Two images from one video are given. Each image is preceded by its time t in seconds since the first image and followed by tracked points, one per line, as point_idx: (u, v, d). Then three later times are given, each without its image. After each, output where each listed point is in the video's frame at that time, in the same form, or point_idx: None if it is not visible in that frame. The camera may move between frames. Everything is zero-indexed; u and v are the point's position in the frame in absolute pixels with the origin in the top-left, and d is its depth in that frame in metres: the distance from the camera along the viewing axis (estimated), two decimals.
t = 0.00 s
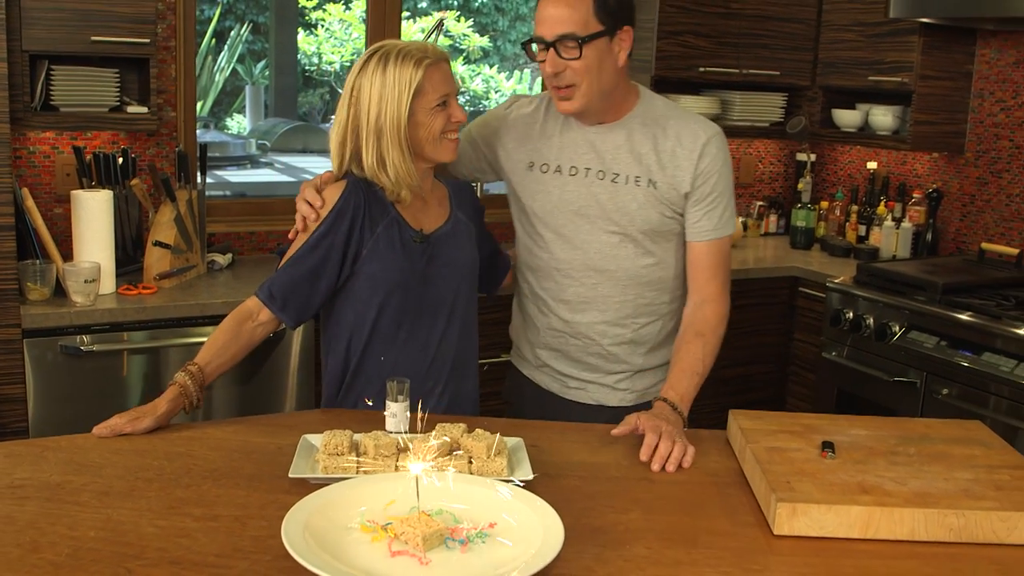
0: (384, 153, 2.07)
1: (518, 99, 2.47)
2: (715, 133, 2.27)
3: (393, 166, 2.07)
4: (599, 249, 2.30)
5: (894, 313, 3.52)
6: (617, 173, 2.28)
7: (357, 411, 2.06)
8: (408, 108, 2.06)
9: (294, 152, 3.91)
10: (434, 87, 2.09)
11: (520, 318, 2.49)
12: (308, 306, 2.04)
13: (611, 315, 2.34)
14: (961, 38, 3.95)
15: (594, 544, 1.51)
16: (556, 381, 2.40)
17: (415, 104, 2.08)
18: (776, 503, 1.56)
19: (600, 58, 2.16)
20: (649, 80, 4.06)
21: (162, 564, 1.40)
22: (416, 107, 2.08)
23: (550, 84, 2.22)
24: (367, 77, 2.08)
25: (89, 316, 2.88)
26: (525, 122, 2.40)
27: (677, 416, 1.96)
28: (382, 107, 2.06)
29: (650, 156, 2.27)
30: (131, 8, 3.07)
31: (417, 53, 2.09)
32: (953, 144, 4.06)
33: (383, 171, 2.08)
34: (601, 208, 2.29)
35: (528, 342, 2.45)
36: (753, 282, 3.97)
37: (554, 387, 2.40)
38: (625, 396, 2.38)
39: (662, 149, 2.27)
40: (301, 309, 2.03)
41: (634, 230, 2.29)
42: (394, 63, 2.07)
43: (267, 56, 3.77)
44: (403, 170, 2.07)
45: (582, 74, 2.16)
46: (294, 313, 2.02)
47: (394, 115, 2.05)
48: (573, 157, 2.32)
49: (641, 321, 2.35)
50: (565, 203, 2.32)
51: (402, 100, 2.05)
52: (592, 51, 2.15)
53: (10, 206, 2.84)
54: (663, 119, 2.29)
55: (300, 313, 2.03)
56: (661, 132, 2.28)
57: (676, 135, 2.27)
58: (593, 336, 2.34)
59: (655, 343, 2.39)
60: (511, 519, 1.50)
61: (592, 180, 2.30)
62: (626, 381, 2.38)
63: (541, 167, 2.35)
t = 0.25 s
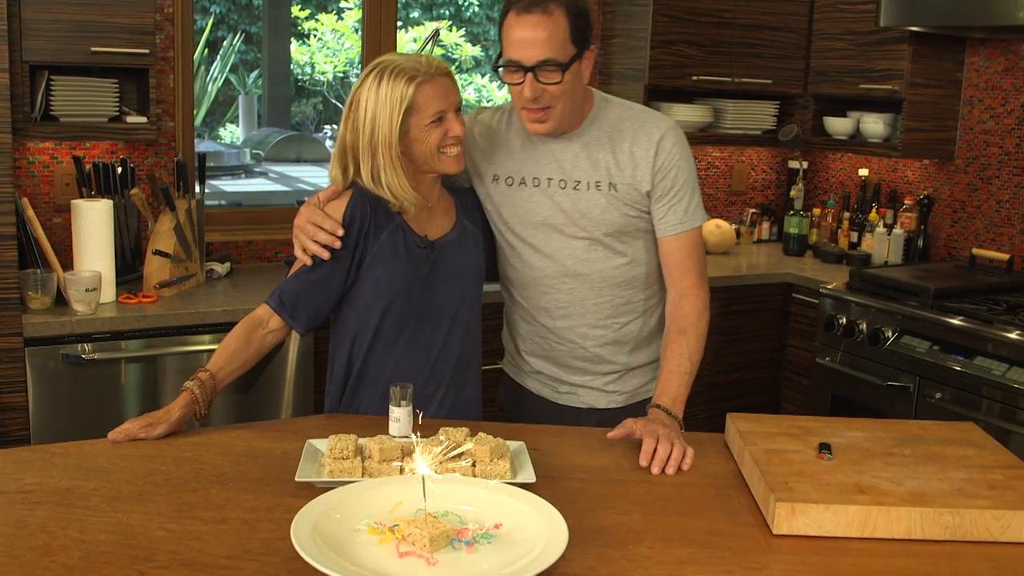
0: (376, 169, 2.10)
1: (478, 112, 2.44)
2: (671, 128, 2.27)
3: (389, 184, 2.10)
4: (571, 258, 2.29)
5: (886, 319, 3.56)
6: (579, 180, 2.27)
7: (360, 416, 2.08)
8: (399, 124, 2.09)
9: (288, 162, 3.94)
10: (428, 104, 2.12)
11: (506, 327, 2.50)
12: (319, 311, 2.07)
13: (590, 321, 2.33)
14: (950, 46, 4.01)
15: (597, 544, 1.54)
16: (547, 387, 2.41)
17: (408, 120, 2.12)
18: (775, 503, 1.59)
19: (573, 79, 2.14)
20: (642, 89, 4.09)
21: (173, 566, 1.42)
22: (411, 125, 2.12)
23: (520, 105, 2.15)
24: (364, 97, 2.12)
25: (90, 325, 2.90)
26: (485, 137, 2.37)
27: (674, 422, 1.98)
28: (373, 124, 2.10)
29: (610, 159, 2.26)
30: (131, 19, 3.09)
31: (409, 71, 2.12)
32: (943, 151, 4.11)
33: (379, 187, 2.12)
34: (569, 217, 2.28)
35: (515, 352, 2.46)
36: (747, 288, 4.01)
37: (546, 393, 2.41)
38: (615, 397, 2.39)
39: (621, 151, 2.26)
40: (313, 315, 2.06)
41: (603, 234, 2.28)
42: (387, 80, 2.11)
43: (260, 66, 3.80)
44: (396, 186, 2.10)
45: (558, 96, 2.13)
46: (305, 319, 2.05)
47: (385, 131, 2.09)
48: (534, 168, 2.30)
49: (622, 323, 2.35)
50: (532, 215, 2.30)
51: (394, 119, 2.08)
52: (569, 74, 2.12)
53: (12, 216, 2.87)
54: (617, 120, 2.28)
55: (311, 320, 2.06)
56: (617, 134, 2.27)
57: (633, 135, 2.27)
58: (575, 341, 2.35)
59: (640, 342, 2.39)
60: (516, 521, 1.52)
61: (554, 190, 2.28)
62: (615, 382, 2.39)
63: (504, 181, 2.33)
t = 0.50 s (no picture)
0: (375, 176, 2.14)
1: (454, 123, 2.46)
2: (638, 130, 2.29)
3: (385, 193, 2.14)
4: (549, 266, 2.32)
5: (880, 324, 3.60)
6: (552, 189, 2.29)
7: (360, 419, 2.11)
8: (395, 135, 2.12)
9: (284, 170, 3.96)
10: (423, 115, 2.13)
11: (495, 333, 2.53)
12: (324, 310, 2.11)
13: (572, 326, 2.36)
14: (942, 55, 4.05)
15: (596, 542, 1.56)
16: (536, 391, 2.45)
17: (404, 130, 2.14)
18: (771, 503, 1.62)
19: (541, 87, 2.15)
20: (637, 97, 4.13)
21: (180, 564, 1.44)
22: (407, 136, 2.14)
23: (492, 114, 2.16)
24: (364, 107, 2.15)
25: (91, 331, 2.93)
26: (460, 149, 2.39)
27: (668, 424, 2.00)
28: (370, 133, 2.13)
29: (581, 167, 2.28)
30: (132, 27, 3.12)
31: (406, 83, 2.13)
32: (936, 159, 4.15)
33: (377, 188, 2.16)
34: (544, 227, 2.30)
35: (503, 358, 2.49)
36: (742, 294, 4.05)
37: (536, 398, 2.45)
38: (604, 399, 2.43)
39: (592, 157, 2.28)
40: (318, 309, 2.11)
41: (580, 241, 2.30)
42: (387, 89, 2.13)
43: (256, 75, 3.83)
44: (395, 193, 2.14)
45: (529, 103, 2.14)
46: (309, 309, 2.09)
47: (381, 140, 2.11)
48: (508, 179, 2.32)
49: (605, 326, 2.38)
50: (509, 225, 2.32)
51: (388, 131, 2.11)
52: (537, 80, 2.13)
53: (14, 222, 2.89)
54: (587, 127, 2.30)
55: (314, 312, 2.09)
56: (588, 141, 2.29)
57: (603, 140, 2.28)
58: (560, 346, 2.38)
59: (626, 344, 2.42)
60: (516, 520, 1.55)
61: (528, 200, 2.30)
62: (602, 384, 2.42)
63: (480, 194, 2.34)
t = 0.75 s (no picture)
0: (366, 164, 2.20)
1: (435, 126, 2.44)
2: (621, 131, 2.28)
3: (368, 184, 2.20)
4: (540, 269, 2.33)
5: (879, 323, 3.62)
6: (539, 194, 2.28)
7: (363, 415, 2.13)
8: (383, 128, 2.17)
9: (285, 171, 3.98)
10: (413, 115, 2.16)
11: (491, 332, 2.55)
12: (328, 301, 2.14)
13: (566, 325, 2.38)
14: (940, 56, 4.08)
15: (598, 534, 1.58)
16: (536, 388, 2.48)
17: (394, 126, 2.18)
18: (770, 496, 1.64)
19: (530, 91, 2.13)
20: (637, 98, 4.15)
21: (188, 555, 1.47)
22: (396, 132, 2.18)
23: (482, 120, 2.12)
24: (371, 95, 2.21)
25: (96, 329, 2.95)
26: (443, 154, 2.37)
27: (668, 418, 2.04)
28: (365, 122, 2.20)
29: (567, 171, 2.27)
30: (136, 28, 3.15)
31: (405, 81, 2.16)
32: (934, 159, 4.18)
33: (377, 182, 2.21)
34: (532, 231, 2.30)
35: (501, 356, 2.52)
36: (742, 293, 4.07)
37: (535, 395, 2.48)
38: (603, 394, 2.46)
39: (577, 160, 2.27)
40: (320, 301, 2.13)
41: (569, 244, 2.31)
42: (386, 85, 2.17)
43: (257, 76, 3.85)
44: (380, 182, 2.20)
45: (520, 107, 2.11)
46: (316, 302, 2.12)
47: (371, 131, 2.18)
48: (493, 184, 2.31)
49: (599, 324, 2.40)
50: (497, 230, 2.32)
51: (377, 124, 2.16)
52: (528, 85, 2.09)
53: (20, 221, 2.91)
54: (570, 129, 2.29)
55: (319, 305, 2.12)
56: (571, 143, 2.28)
57: (587, 142, 2.27)
58: (556, 345, 2.40)
59: (621, 339, 2.45)
60: (519, 513, 1.57)
61: (515, 205, 2.29)
62: (600, 380, 2.45)
63: (466, 199, 2.33)
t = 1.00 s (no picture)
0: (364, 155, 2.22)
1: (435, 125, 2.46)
2: (614, 129, 2.30)
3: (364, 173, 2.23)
4: (539, 267, 2.35)
5: (875, 322, 3.64)
6: (537, 194, 2.30)
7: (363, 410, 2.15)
8: (384, 124, 2.18)
9: (284, 169, 4.00)
10: (417, 115, 2.16)
11: (491, 329, 2.57)
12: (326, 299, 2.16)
13: (565, 321, 2.40)
14: (937, 57, 4.10)
15: (595, 526, 1.61)
16: (537, 383, 2.49)
17: (396, 122, 2.19)
18: (766, 489, 1.66)
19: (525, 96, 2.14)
20: (636, 98, 4.17)
21: (192, 545, 1.49)
22: (397, 128, 2.19)
23: (479, 127, 2.13)
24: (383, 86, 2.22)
25: (97, 325, 2.97)
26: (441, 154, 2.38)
27: (666, 413, 2.06)
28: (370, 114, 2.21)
29: (564, 170, 2.29)
30: (138, 26, 3.16)
31: (416, 80, 2.17)
32: (931, 160, 4.20)
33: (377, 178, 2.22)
34: (531, 230, 2.32)
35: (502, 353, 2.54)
36: (739, 292, 4.09)
37: (537, 390, 2.50)
38: (603, 387, 2.48)
39: (573, 159, 2.28)
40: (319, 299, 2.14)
41: (568, 241, 2.33)
42: (395, 82, 2.18)
43: (256, 74, 3.87)
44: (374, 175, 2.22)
45: (516, 113, 2.12)
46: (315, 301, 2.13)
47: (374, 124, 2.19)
48: (492, 184, 2.32)
49: (598, 318, 2.42)
50: (496, 230, 2.34)
51: (381, 118, 2.18)
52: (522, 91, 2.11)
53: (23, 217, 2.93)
54: (565, 128, 2.30)
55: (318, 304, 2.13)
56: (567, 143, 2.29)
57: (582, 141, 2.29)
58: (555, 340, 2.43)
59: (619, 332, 2.47)
60: (518, 505, 1.60)
61: (513, 204, 2.31)
62: (600, 373, 2.48)
63: (465, 200, 2.35)
